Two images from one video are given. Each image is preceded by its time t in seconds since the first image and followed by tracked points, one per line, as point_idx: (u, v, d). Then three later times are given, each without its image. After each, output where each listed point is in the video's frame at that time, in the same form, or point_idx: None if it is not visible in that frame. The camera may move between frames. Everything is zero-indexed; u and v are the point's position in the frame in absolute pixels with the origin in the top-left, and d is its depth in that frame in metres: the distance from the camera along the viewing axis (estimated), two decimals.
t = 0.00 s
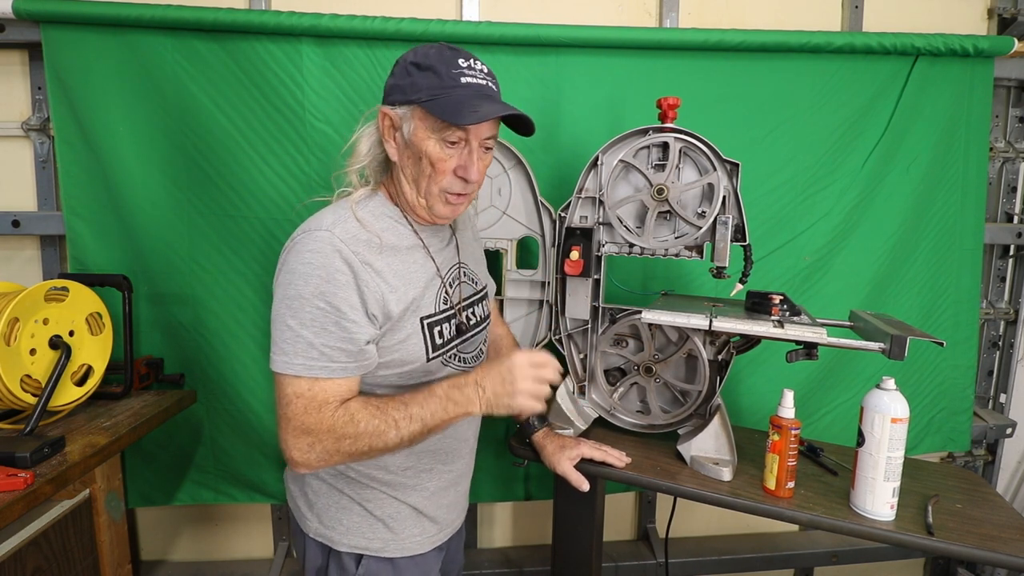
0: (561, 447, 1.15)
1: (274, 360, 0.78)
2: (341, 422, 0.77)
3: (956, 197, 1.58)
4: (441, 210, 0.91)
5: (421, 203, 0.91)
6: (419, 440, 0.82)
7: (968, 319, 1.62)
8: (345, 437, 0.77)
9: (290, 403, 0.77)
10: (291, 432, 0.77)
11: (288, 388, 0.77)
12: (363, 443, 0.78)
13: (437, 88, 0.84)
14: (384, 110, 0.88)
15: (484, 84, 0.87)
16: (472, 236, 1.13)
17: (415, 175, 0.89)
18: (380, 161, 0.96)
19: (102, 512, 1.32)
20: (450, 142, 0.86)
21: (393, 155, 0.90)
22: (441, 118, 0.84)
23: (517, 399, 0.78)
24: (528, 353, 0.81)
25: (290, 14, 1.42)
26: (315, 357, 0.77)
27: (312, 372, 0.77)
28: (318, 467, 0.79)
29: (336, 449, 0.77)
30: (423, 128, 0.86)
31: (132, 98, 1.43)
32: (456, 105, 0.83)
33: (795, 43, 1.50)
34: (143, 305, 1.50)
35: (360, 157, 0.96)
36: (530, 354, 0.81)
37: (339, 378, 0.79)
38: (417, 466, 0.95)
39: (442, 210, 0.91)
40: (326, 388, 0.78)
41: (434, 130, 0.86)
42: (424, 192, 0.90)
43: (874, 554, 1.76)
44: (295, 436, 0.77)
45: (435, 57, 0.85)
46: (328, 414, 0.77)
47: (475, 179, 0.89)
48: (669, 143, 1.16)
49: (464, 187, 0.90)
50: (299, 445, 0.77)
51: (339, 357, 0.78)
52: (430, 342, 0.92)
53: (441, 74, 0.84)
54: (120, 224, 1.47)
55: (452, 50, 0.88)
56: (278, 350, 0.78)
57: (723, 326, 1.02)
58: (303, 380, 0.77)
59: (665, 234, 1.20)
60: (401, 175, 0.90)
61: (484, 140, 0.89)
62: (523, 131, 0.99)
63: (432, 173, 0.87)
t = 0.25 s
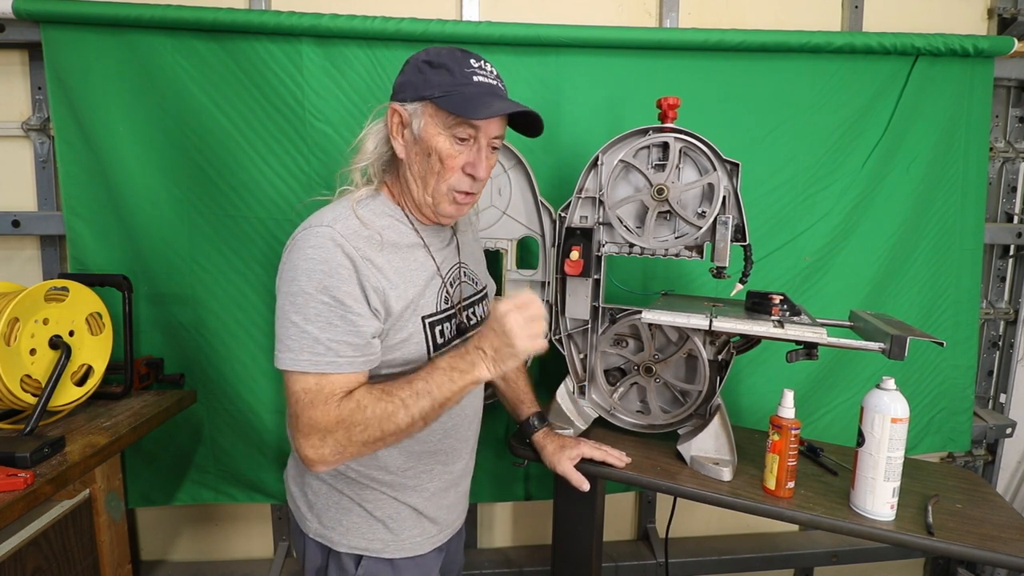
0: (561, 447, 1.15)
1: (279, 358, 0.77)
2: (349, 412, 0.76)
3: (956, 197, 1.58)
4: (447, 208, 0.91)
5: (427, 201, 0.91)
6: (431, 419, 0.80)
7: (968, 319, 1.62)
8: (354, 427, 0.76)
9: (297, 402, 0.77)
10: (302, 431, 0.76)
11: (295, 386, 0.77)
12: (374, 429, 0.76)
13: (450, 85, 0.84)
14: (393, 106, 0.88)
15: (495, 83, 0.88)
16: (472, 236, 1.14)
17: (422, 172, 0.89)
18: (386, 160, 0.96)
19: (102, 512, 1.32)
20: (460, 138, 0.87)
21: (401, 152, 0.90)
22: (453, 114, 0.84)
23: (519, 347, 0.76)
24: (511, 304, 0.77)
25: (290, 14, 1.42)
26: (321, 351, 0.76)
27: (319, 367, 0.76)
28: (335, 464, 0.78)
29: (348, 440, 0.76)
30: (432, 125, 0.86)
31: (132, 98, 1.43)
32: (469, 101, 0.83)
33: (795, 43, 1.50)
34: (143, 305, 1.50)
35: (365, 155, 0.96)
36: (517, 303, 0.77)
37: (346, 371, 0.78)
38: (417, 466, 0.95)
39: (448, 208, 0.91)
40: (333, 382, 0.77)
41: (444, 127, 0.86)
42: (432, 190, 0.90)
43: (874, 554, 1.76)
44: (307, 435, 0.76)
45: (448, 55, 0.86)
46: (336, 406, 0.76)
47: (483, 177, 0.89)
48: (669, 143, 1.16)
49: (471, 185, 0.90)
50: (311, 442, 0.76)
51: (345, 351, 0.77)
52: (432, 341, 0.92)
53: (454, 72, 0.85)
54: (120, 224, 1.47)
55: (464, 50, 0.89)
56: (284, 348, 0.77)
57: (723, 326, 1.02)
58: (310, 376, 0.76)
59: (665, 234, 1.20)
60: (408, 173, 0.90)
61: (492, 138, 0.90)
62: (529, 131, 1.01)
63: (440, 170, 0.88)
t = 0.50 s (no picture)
0: (561, 447, 1.15)
1: (284, 360, 0.78)
2: (355, 411, 0.77)
3: (956, 197, 1.58)
4: (449, 208, 0.91)
5: (429, 202, 0.91)
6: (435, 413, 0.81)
7: (968, 319, 1.62)
8: (361, 425, 0.77)
9: (303, 403, 0.77)
10: (309, 432, 0.77)
11: (301, 387, 0.77)
12: (380, 427, 0.78)
13: (454, 85, 0.84)
14: (396, 107, 0.88)
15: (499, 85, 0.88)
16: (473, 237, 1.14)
17: (425, 172, 0.89)
18: (388, 161, 0.96)
19: (102, 512, 1.32)
20: (463, 139, 0.87)
21: (404, 153, 0.90)
22: (456, 114, 0.84)
23: (517, 335, 0.79)
24: (508, 293, 0.79)
25: (290, 14, 1.42)
26: (328, 352, 0.76)
27: (325, 368, 0.77)
28: (341, 464, 0.80)
29: (355, 439, 0.78)
30: (435, 125, 0.86)
31: (132, 98, 1.43)
32: (473, 102, 0.83)
33: (795, 43, 1.50)
34: (143, 305, 1.50)
35: (367, 156, 0.96)
36: (513, 292, 0.79)
37: (352, 372, 0.78)
38: (419, 467, 0.95)
39: (450, 208, 0.91)
40: (339, 382, 0.78)
41: (447, 127, 0.86)
42: (434, 190, 0.90)
43: (874, 554, 1.76)
44: (314, 436, 0.77)
45: (451, 56, 0.86)
46: (341, 407, 0.77)
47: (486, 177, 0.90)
48: (669, 143, 1.16)
49: (473, 185, 0.91)
50: (318, 442, 0.77)
51: (351, 352, 0.78)
52: (434, 342, 0.92)
53: (458, 73, 0.85)
54: (120, 224, 1.47)
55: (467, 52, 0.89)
56: (289, 350, 0.77)
57: (723, 326, 1.02)
58: (316, 377, 0.77)
59: (665, 234, 1.20)
60: (410, 173, 0.90)
61: (495, 139, 0.90)
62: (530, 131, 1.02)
63: (443, 170, 0.88)
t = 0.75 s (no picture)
0: (561, 447, 1.15)
1: (299, 359, 0.77)
2: (371, 398, 0.76)
3: (956, 197, 1.58)
4: (446, 210, 0.91)
5: (427, 202, 0.91)
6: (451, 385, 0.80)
7: (968, 319, 1.62)
8: (381, 411, 0.76)
9: (323, 399, 0.77)
10: (334, 428, 0.76)
11: (319, 383, 0.77)
12: (399, 409, 0.77)
13: (460, 90, 0.85)
14: (401, 106, 0.88)
15: (505, 92, 0.89)
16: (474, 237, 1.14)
17: (426, 172, 0.89)
18: (391, 160, 0.96)
19: (102, 512, 1.32)
20: (465, 142, 0.87)
21: (405, 152, 0.90)
22: (460, 118, 0.84)
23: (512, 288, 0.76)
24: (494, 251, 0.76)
25: (290, 14, 1.42)
26: (342, 345, 0.76)
27: (340, 361, 0.76)
28: (372, 454, 0.78)
29: (379, 425, 0.77)
30: (439, 127, 0.86)
31: (132, 98, 1.43)
32: (478, 108, 0.83)
33: (795, 43, 1.50)
34: (143, 305, 1.50)
35: (370, 153, 0.96)
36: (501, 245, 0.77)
37: (364, 363, 0.78)
38: (418, 467, 0.95)
39: (448, 211, 0.91)
40: (353, 372, 0.77)
41: (451, 130, 0.86)
42: (433, 191, 0.89)
43: (873, 554, 1.76)
44: (338, 430, 0.76)
45: (460, 61, 0.86)
46: (359, 396, 0.76)
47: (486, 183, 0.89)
48: (669, 143, 1.16)
49: (472, 190, 0.90)
50: (344, 437, 0.76)
51: (362, 343, 0.78)
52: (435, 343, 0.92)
53: (465, 77, 0.85)
54: (120, 224, 1.47)
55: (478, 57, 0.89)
56: (302, 348, 0.77)
57: (723, 326, 1.02)
58: (331, 370, 0.76)
59: (665, 234, 1.20)
60: (411, 173, 0.90)
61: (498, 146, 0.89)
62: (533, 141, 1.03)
63: (444, 172, 0.88)
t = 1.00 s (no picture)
0: (561, 447, 1.15)
1: (292, 356, 0.77)
2: (365, 403, 0.76)
3: (956, 197, 1.58)
4: (430, 204, 0.90)
5: (414, 196, 0.90)
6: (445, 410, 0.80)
7: (968, 319, 1.62)
8: (373, 419, 0.76)
9: (313, 397, 0.76)
10: (320, 425, 0.75)
11: (311, 381, 0.76)
12: (393, 420, 0.77)
13: (441, 79, 0.85)
14: (394, 103, 0.91)
15: (488, 81, 0.86)
16: (475, 238, 1.14)
17: (412, 165, 0.89)
18: (389, 157, 0.97)
19: (102, 512, 1.32)
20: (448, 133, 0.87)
21: (397, 146, 0.92)
22: (439, 107, 0.85)
23: (537, 351, 0.80)
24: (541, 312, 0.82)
25: (290, 14, 1.42)
26: (336, 345, 0.76)
27: (335, 362, 0.76)
28: (352, 460, 0.77)
29: (366, 432, 0.76)
30: (423, 118, 0.87)
31: (132, 98, 1.43)
32: (456, 96, 0.83)
33: (795, 43, 1.50)
34: (143, 305, 1.50)
35: (372, 151, 0.97)
36: (547, 316, 0.82)
37: (359, 365, 0.78)
38: (417, 468, 0.95)
39: (433, 205, 0.90)
40: (348, 374, 0.77)
41: (434, 121, 0.87)
42: (418, 184, 0.89)
43: (873, 553, 1.76)
44: (326, 429, 0.75)
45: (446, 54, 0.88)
46: (352, 400, 0.76)
47: (467, 174, 0.88)
48: (669, 143, 1.16)
49: (457, 182, 0.89)
50: (328, 436, 0.75)
51: (358, 345, 0.78)
52: (434, 344, 0.92)
53: (446, 67, 0.85)
54: (120, 224, 1.47)
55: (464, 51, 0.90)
56: (297, 345, 0.77)
57: (723, 326, 1.02)
58: (326, 369, 0.76)
59: (665, 234, 1.20)
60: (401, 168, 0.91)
61: (482, 137, 0.89)
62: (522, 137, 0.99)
63: (426, 163, 0.88)
